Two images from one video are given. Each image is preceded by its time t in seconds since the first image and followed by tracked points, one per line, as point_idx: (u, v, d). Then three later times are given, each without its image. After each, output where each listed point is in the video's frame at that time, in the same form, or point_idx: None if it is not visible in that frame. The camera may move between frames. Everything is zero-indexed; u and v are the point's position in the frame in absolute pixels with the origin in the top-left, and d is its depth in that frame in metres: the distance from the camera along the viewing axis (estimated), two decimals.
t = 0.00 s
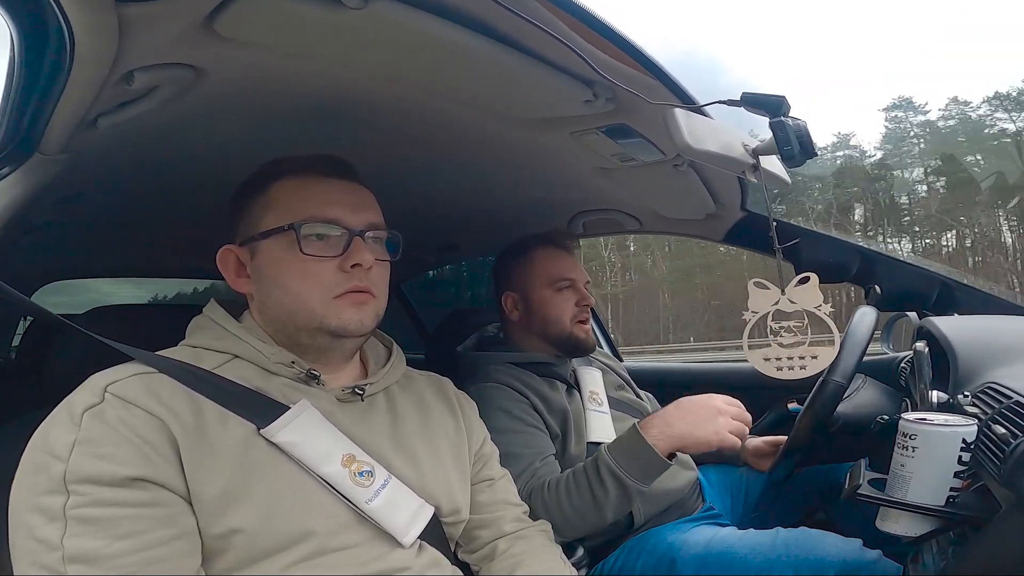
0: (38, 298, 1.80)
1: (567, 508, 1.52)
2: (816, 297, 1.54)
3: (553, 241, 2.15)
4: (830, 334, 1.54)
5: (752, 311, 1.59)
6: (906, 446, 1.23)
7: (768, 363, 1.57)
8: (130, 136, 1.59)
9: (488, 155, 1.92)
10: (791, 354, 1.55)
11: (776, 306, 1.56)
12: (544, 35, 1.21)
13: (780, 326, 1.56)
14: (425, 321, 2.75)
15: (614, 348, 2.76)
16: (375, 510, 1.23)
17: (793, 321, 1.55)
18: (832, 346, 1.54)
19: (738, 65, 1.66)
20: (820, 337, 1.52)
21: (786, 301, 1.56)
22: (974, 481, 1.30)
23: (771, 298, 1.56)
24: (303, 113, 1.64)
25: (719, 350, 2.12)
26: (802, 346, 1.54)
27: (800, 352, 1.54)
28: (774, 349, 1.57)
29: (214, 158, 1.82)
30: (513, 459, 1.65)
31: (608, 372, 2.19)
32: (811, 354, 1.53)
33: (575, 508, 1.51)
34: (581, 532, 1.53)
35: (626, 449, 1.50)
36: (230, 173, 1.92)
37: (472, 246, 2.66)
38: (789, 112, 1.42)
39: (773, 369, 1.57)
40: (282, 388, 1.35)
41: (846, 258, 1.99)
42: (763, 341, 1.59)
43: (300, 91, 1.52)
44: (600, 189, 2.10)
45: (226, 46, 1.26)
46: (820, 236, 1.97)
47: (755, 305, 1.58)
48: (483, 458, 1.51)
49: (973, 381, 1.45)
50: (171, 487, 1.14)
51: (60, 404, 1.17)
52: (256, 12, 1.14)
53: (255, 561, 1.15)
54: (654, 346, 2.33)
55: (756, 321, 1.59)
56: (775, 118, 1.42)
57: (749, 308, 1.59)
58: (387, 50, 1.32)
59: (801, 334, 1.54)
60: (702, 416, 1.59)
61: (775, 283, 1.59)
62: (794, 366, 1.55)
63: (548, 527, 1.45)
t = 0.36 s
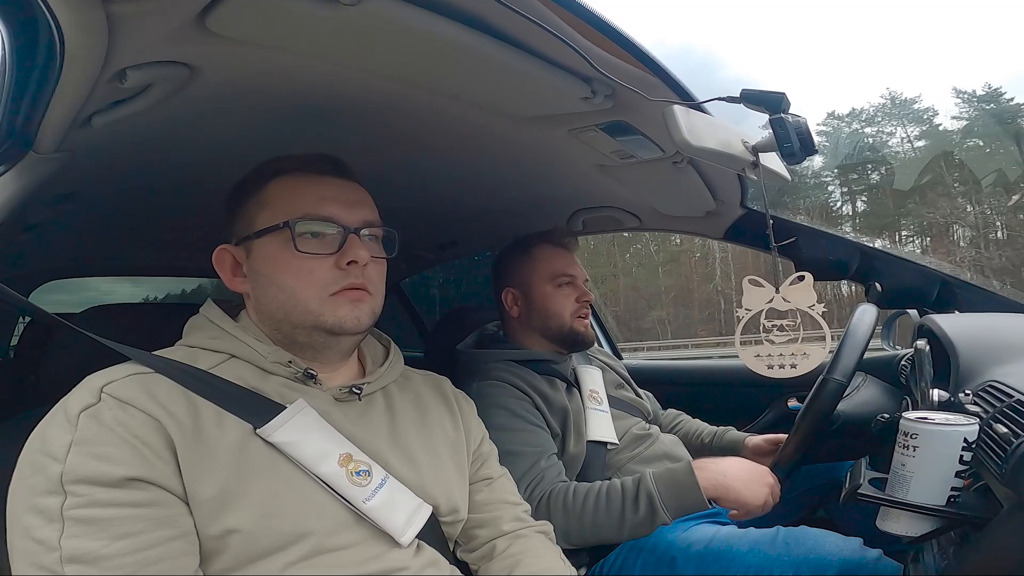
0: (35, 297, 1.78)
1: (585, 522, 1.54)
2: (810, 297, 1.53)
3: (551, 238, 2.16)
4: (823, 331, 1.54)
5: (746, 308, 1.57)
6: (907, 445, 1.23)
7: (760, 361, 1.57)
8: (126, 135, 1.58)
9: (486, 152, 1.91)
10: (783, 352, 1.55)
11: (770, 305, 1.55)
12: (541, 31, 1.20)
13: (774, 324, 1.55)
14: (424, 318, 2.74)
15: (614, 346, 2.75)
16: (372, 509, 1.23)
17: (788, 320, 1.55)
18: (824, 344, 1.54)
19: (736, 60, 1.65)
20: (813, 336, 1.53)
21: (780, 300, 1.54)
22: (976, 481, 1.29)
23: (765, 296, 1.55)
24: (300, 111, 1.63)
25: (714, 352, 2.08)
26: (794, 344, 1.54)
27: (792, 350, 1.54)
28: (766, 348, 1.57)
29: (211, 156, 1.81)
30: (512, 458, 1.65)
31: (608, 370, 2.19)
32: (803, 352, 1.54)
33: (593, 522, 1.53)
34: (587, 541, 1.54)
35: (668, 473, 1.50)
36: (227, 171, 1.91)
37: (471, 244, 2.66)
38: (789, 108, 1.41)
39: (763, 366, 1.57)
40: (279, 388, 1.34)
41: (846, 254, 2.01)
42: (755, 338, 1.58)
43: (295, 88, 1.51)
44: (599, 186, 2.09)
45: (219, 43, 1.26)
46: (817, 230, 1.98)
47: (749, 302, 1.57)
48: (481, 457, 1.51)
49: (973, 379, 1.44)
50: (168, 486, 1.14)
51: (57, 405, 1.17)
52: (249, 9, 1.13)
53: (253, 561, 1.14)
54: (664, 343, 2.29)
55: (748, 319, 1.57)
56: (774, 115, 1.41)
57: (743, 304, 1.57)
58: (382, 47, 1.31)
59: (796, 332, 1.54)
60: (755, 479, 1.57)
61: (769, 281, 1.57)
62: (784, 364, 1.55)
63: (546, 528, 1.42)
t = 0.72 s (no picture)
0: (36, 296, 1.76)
1: (597, 532, 1.50)
2: (819, 297, 1.54)
3: (545, 239, 2.13)
4: (834, 333, 1.55)
5: (756, 310, 1.57)
6: (909, 447, 1.22)
7: (771, 363, 1.57)
8: (129, 135, 1.58)
9: (488, 153, 1.91)
10: (794, 353, 1.55)
11: (779, 307, 1.55)
12: (545, 32, 1.20)
13: (784, 325, 1.56)
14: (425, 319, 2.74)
15: (614, 347, 2.75)
16: (372, 511, 1.23)
17: (797, 322, 1.55)
18: (834, 346, 1.55)
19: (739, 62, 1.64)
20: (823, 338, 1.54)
21: (789, 301, 1.55)
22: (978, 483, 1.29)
23: (774, 297, 1.55)
24: (303, 111, 1.63)
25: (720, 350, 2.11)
26: (805, 345, 1.55)
27: (803, 351, 1.54)
28: (777, 349, 1.57)
29: (214, 156, 1.81)
30: (512, 459, 1.64)
31: (609, 372, 2.18)
32: (814, 354, 1.55)
33: (606, 532, 1.49)
34: (596, 548, 1.51)
35: (693, 503, 1.49)
36: (230, 171, 1.91)
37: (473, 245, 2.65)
38: (792, 110, 1.41)
39: (775, 368, 1.57)
40: (281, 389, 1.34)
41: (849, 257, 1.99)
42: (766, 340, 1.58)
43: (298, 89, 1.51)
44: (601, 187, 2.09)
45: (224, 44, 1.25)
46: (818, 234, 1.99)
47: (759, 304, 1.57)
48: (483, 458, 1.51)
49: (975, 382, 1.44)
50: (170, 487, 1.14)
51: (59, 405, 1.17)
52: (253, 9, 1.13)
53: (254, 563, 1.14)
54: (674, 344, 2.25)
55: (759, 321, 1.58)
56: (777, 117, 1.41)
57: (753, 306, 1.57)
58: (385, 48, 1.31)
59: (806, 334, 1.55)
60: (779, 510, 1.53)
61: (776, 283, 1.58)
62: (796, 366, 1.55)
63: (548, 530, 1.42)
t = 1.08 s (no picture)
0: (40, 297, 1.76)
1: (597, 533, 1.50)
2: (815, 299, 1.55)
3: (533, 242, 2.13)
4: (828, 334, 1.56)
5: (755, 310, 1.58)
6: (908, 447, 1.23)
7: (768, 363, 1.56)
8: (131, 135, 1.58)
9: (489, 154, 1.91)
10: (790, 354, 1.55)
11: (777, 308, 1.56)
12: (546, 34, 1.21)
13: (780, 327, 1.56)
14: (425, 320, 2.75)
15: (615, 348, 2.75)
16: (373, 511, 1.23)
17: (793, 323, 1.56)
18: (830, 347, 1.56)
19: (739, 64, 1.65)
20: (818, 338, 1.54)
21: (787, 303, 1.56)
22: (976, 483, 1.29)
23: (772, 298, 1.56)
24: (305, 113, 1.64)
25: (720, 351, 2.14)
26: (801, 346, 1.55)
27: (799, 352, 1.55)
28: (774, 350, 1.56)
29: (216, 157, 1.81)
30: (513, 460, 1.65)
31: (609, 373, 2.19)
32: (809, 355, 1.55)
33: (605, 533, 1.50)
34: (595, 549, 1.51)
35: (694, 506, 1.49)
36: (231, 172, 1.92)
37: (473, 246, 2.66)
38: (791, 112, 1.42)
39: (772, 369, 1.56)
40: (283, 390, 1.35)
41: (849, 258, 2.00)
42: (763, 341, 1.57)
43: (299, 90, 1.51)
44: (602, 188, 2.09)
45: (226, 45, 1.26)
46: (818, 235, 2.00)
47: (758, 304, 1.57)
48: (484, 459, 1.52)
49: (974, 383, 1.44)
50: (172, 487, 1.14)
51: (61, 405, 1.17)
52: (256, 11, 1.14)
53: (255, 563, 1.15)
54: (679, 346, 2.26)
55: (757, 322, 1.58)
56: (776, 118, 1.41)
57: (752, 306, 1.58)
58: (387, 50, 1.32)
59: (802, 335, 1.55)
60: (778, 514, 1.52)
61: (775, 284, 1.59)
62: (792, 367, 1.55)
63: (548, 531, 1.43)
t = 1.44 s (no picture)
0: (40, 299, 1.77)
1: (596, 534, 1.51)
2: (815, 298, 1.55)
3: (543, 242, 2.15)
4: (828, 335, 1.55)
5: (756, 310, 1.57)
6: (906, 447, 1.23)
7: (771, 363, 1.56)
8: (131, 137, 1.59)
9: (487, 155, 1.92)
10: (790, 354, 1.55)
11: (777, 308, 1.56)
12: (542, 35, 1.21)
13: (781, 327, 1.56)
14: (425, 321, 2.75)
15: (614, 348, 2.75)
16: (373, 511, 1.24)
17: (793, 323, 1.56)
18: (829, 347, 1.55)
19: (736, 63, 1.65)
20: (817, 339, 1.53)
21: (787, 302, 1.56)
22: (975, 482, 1.30)
23: (773, 298, 1.56)
24: (303, 113, 1.64)
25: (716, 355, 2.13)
26: (802, 346, 1.55)
27: (799, 352, 1.54)
28: (776, 350, 1.56)
29: (214, 158, 1.82)
30: (512, 461, 1.65)
31: (608, 374, 2.19)
32: (809, 354, 1.54)
33: (605, 534, 1.50)
34: (595, 550, 1.51)
35: (695, 506, 1.49)
36: (230, 173, 1.92)
37: (473, 247, 2.66)
38: (788, 111, 1.42)
39: (774, 369, 1.55)
40: (282, 390, 1.35)
41: (848, 258, 1.99)
42: (765, 341, 1.57)
43: (298, 91, 1.51)
44: (601, 189, 2.10)
45: (224, 46, 1.26)
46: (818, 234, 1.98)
47: (759, 304, 1.57)
48: (483, 459, 1.52)
49: (973, 382, 1.44)
50: (171, 488, 1.14)
51: (61, 406, 1.17)
52: (254, 12, 1.14)
53: (254, 563, 1.15)
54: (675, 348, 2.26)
55: (759, 321, 1.58)
56: (774, 118, 1.41)
57: (753, 306, 1.57)
58: (384, 51, 1.32)
59: (802, 335, 1.55)
60: (778, 517, 1.51)
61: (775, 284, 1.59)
62: (792, 367, 1.55)
63: (548, 531, 1.43)
